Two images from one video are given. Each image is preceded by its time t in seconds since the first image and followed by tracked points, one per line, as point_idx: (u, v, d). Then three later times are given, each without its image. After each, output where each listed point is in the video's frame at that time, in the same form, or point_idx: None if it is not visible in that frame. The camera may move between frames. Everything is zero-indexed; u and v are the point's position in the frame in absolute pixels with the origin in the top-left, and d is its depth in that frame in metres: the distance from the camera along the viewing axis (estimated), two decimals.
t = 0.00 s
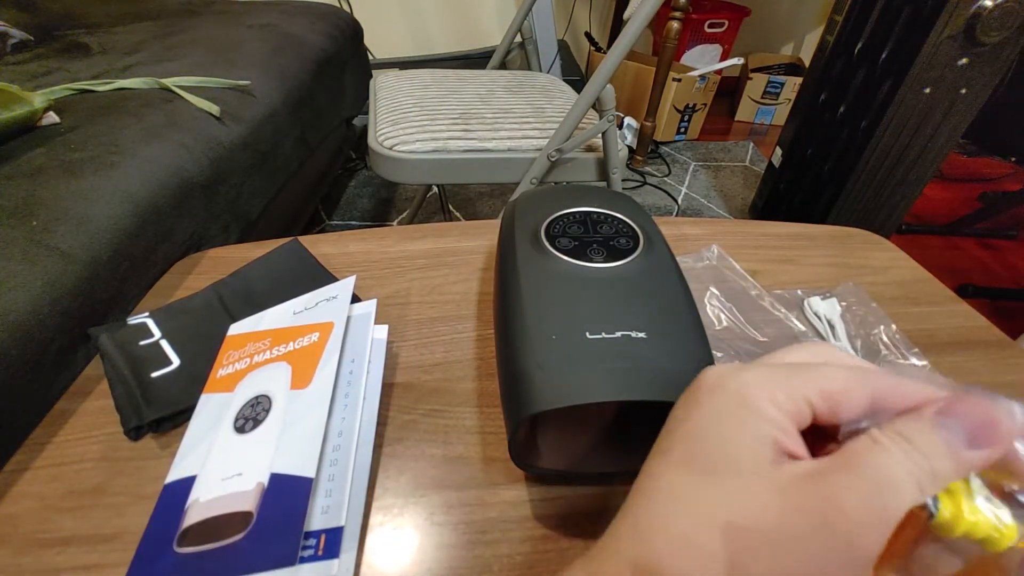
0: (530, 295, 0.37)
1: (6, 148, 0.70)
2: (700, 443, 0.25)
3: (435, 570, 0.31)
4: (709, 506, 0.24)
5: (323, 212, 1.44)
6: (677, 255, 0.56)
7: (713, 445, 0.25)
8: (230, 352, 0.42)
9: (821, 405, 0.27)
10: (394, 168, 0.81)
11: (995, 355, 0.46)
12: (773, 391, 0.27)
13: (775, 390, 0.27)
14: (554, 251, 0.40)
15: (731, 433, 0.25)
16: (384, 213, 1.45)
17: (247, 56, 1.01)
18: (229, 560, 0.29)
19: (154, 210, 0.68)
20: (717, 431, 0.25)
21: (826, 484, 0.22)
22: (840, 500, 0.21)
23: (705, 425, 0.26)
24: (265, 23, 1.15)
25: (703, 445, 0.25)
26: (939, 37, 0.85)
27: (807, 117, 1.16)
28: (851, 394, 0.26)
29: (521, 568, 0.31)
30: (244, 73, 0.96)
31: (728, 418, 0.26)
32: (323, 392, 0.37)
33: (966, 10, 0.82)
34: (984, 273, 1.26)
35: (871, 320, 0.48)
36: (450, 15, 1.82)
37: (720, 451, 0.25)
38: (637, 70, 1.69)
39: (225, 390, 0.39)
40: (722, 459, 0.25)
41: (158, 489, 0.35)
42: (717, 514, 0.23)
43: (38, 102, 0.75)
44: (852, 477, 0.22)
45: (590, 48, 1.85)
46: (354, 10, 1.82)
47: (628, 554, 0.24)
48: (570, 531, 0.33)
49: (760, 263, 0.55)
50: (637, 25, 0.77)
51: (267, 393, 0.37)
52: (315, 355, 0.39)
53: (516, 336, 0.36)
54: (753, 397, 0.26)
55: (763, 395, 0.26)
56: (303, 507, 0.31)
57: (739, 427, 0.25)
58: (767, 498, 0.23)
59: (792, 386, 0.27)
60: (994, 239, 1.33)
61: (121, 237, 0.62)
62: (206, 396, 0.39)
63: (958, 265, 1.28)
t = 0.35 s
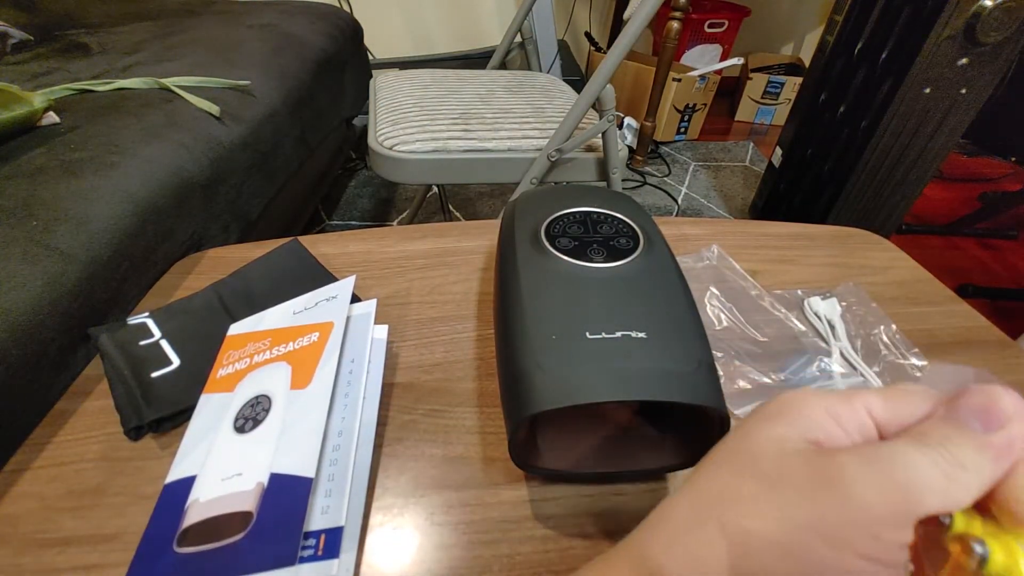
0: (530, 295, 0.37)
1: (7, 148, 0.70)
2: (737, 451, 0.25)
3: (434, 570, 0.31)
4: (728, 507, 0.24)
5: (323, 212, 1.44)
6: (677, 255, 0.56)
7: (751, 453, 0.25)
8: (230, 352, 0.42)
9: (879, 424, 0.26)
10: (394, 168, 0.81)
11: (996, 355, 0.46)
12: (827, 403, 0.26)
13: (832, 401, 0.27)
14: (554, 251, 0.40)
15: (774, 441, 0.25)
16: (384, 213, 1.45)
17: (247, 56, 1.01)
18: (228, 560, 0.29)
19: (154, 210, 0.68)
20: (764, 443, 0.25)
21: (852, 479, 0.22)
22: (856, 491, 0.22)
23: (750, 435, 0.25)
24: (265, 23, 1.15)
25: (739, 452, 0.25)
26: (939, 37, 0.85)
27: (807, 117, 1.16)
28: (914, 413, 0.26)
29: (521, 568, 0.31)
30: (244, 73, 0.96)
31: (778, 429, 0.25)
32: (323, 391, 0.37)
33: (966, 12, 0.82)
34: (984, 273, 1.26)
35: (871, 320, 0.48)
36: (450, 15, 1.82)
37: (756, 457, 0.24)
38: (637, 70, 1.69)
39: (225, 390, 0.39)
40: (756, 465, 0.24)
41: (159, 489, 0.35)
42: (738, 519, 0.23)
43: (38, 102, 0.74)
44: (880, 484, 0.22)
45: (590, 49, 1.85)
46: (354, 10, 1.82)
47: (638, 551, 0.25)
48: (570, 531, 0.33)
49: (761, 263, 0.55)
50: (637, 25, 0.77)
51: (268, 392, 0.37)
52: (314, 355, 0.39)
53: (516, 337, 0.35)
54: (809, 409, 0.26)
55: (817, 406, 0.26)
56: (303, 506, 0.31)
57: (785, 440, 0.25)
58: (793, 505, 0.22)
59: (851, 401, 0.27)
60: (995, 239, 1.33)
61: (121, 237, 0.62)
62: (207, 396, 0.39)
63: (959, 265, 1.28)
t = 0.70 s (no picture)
0: (530, 295, 0.37)
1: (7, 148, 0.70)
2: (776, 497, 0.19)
3: (434, 570, 0.31)
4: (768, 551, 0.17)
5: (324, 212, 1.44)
6: (677, 255, 0.56)
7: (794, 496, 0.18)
8: (230, 352, 0.42)
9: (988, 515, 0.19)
10: (394, 168, 0.81)
11: (996, 355, 0.46)
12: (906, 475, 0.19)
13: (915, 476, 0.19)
14: (554, 251, 0.40)
15: (838, 484, 0.17)
16: (384, 213, 1.45)
17: (247, 56, 1.01)
18: (227, 561, 0.29)
19: (154, 210, 0.68)
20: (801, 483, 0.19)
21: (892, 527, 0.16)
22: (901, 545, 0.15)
23: (806, 481, 0.18)
24: (266, 23, 1.15)
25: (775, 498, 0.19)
26: (939, 37, 0.85)
27: (807, 117, 1.16)
28: None
29: (521, 568, 0.31)
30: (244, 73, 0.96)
31: (847, 476, 0.18)
32: (323, 392, 0.37)
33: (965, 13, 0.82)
34: (984, 273, 1.26)
35: (871, 320, 0.48)
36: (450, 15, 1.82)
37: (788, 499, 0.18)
38: (637, 70, 1.69)
39: (225, 390, 0.39)
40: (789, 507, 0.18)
41: (159, 489, 0.35)
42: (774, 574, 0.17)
43: (39, 102, 0.74)
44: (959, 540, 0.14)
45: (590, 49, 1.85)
46: (354, 10, 1.82)
47: None
48: (571, 532, 0.33)
49: (761, 263, 0.55)
50: (637, 26, 0.77)
51: (268, 392, 0.37)
52: (314, 355, 0.39)
53: (516, 337, 0.35)
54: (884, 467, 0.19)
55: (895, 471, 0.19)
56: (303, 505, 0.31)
57: (852, 481, 0.17)
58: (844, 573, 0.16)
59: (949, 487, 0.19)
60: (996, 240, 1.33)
61: (121, 237, 0.62)
62: (207, 396, 0.39)
63: (959, 266, 1.28)
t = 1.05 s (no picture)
0: (530, 295, 0.37)
1: (6, 148, 0.70)
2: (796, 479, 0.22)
3: (434, 570, 0.31)
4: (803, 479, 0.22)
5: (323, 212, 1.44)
6: (677, 255, 0.56)
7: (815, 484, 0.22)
8: (230, 352, 0.42)
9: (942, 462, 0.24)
10: (394, 168, 0.81)
11: (996, 355, 0.46)
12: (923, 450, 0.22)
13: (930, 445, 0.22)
14: (554, 251, 0.40)
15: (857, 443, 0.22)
16: (384, 213, 1.45)
17: (247, 56, 1.01)
18: (228, 561, 0.29)
19: (154, 210, 0.67)
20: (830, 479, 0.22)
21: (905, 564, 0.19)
22: None
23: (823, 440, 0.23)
24: (266, 23, 1.15)
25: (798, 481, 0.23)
26: (939, 37, 0.85)
27: (807, 117, 1.16)
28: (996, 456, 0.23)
29: (522, 568, 0.31)
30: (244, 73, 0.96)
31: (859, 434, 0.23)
32: (323, 391, 0.37)
33: (965, 12, 0.82)
34: (984, 273, 1.26)
35: (871, 320, 0.48)
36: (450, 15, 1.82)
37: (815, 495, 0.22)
38: (637, 70, 1.69)
39: (226, 390, 0.39)
40: (813, 498, 0.22)
41: (159, 489, 0.35)
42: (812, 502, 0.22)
43: (39, 102, 0.75)
44: None
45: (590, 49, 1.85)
46: (354, 10, 1.82)
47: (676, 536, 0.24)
48: (571, 532, 0.33)
49: (761, 263, 0.55)
50: (637, 25, 0.77)
51: (268, 391, 0.37)
52: (313, 355, 0.39)
53: (516, 338, 0.35)
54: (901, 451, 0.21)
55: (912, 443, 0.22)
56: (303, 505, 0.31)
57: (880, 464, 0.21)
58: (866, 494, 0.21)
59: (935, 439, 0.23)
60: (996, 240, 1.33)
61: (121, 237, 0.62)
62: (207, 396, 0.39)
63: (959, 266, 1.28)
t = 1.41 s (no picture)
0: (530, 295, 0.37)
1: (7, 148, 0.70)
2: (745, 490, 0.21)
3: (434, 570, 0.31)
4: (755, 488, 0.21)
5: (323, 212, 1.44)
6: (677, 255, 0.56)
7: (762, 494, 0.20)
8: (230, 351, 0.42)
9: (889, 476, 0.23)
10: (394, 168, 0.81)
11: (995, 355, 0.46)
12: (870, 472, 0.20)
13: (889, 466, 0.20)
14: (554, 251, 0.40)
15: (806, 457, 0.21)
16: (384, 213, 1.45)
17: (246, 56, 1.01)
18: (229, 561, 0.29)
19: (153, 210, 0.67)
20: (776, 497, 0.20)
21: None
22: None
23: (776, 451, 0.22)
24: (266, 23, 1.15)
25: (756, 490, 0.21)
26: (939, 38, 0.85)
27: (807, 117, 1.16)
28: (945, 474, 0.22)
29: (522, 568, 0.31)
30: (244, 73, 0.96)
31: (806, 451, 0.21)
32: (324, 391, 0.37)
33: (965, 12, 0.82)
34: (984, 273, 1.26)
35: (871, 320, 0.48)
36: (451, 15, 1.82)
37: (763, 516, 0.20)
38: (637, 70, 1.69)
39: (226, 390, 0.39)
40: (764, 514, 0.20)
41: (159, 489, 0.35)
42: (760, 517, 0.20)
43: (39, 102, 0.75)
44: None
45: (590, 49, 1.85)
46: (354, 10, 1.81)
47: (640, 544, 0.22)
48: (571, 532, 0.33)
49: (761, 263, 0.55)
50: (637, 25, 0.77)
51: (268, 391, 0.37)
52: (314, 354, 0.39)
53: (516, 338, 0.35)
54: (871, 479, 0.19)
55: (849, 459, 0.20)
56: (302, 505, 0.31)
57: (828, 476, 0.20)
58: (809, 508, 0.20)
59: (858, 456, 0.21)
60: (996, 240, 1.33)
61: (121, 236, 0.62)
62: (207, 396, 0.39)
63: (959, 266, 1.28)
